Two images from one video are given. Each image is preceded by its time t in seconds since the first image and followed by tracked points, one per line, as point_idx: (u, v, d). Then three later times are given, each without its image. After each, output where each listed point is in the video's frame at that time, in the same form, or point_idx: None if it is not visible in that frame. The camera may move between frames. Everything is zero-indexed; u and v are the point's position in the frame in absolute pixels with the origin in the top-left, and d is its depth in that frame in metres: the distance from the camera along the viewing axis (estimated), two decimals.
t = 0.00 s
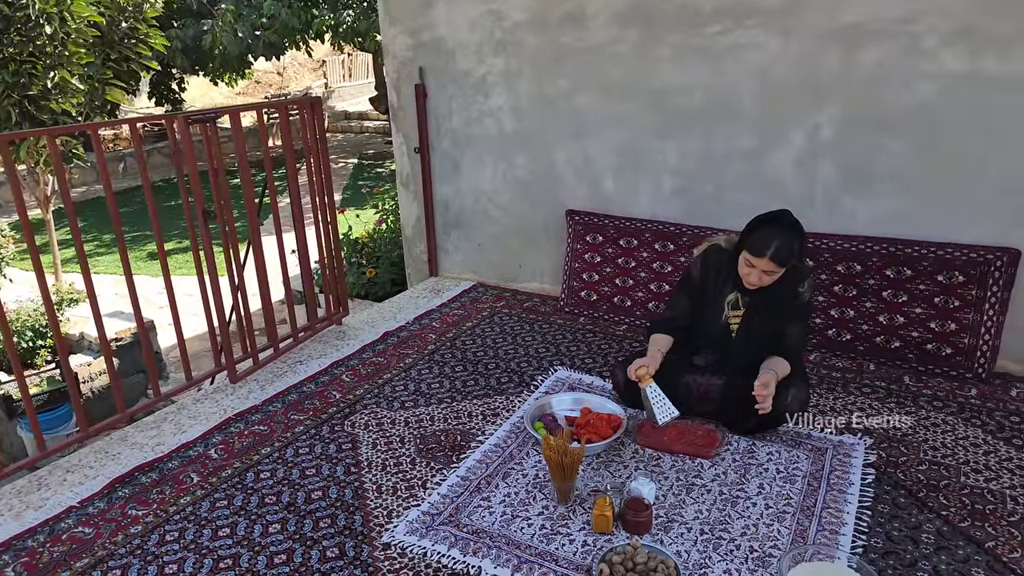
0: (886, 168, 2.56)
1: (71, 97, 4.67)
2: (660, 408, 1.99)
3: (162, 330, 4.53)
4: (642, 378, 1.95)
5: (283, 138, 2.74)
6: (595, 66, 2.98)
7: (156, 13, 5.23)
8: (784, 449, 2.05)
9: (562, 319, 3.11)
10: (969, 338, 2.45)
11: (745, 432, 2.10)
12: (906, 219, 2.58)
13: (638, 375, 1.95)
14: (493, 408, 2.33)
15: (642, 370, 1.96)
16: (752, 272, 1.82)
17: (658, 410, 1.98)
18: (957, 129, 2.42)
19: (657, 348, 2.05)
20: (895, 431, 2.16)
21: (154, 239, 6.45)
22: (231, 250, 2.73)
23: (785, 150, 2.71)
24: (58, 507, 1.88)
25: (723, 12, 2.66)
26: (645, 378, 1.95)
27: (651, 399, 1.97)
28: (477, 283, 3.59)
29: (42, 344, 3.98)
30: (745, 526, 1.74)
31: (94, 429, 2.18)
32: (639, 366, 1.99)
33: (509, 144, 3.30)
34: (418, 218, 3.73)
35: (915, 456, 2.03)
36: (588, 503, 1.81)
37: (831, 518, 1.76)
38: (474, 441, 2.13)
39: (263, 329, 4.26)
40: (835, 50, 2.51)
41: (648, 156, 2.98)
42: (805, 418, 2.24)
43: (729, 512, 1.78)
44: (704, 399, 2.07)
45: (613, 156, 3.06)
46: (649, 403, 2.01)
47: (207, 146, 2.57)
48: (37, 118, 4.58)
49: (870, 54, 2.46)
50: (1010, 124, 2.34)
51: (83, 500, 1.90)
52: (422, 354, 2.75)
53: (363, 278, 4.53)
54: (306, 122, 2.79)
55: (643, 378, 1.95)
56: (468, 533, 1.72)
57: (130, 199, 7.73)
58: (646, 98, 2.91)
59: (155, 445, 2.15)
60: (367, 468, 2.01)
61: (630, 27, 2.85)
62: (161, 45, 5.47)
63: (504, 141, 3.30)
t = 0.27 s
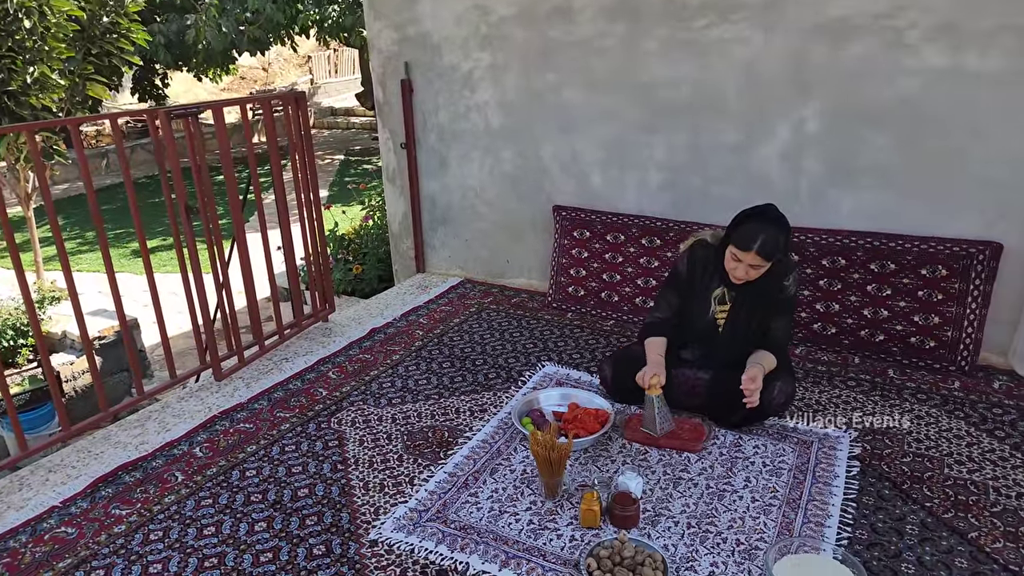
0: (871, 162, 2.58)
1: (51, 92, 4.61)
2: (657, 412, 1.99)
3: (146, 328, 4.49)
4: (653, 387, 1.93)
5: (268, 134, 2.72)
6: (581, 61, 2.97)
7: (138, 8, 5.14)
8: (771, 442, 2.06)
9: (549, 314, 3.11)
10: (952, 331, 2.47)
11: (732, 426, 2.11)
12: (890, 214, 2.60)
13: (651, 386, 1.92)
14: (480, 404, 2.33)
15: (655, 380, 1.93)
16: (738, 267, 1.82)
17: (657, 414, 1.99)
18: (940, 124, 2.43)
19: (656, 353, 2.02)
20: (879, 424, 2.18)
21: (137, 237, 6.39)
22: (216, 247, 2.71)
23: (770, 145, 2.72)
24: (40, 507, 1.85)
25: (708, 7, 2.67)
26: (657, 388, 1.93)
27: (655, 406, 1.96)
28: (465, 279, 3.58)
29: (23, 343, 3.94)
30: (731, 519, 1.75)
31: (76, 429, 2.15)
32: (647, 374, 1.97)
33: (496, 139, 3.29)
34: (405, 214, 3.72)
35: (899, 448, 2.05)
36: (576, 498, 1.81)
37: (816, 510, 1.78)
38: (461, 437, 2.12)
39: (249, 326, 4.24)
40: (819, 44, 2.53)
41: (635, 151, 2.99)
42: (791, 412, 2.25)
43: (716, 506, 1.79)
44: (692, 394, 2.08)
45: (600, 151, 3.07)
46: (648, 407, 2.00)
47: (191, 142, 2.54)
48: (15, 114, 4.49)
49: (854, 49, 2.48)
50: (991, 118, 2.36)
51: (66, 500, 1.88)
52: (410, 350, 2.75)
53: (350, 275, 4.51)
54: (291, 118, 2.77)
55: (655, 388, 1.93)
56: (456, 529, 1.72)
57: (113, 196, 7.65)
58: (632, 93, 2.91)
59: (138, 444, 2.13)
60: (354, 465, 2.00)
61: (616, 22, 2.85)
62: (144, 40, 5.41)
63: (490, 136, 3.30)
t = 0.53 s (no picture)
0: (859, 157, 2.59)
1: (37, 89, 4.56)
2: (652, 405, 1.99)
3: (135, 327, 4.46)
4: (653, 381, 1.92)
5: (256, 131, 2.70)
6: (571, 57, 2.97)
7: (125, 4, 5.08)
8: (761, 437, 2.07)
9: (541, 310, 3.11)
10: (940, 325, 2.49)
11: (722, 420, 2.12)
12: (879, 209, 2.61)
13: (652, 380, 1.92)
14: (472, 400, 2.32)
15: (655, 374, 1.92)
16: (729, 262, 1.83)
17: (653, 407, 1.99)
18: (928, 119, 2.44)
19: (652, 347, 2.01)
20: (870, 417, 2.19)
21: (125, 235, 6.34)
22: (204, 245, 2.69)
23: (759, 140, 2.72)
24: (27, 507, 1.84)
25: (697, 3, 2.67)
26: (657, 382, 1.93)
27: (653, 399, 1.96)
28: (455, 276, 3.58)
29: (10, 342, 3.90)
30: (722, 513, 1.75)
31: (64, 428, 2.13)
32: (648, 366, 1.95)
33: (486, 136, 3.28)
34: (395, 210, 3.71)
35: (888, 442, 2.06)
36: (567, 493, 1.81)
37: (806, 503, 1.79)
38: (453, 434, 2.12)
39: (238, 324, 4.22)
40: (807, 40, 2.53)
41: (625, 147, 2.99)
42: (781, 406, 2.26)
43: (707, 500, 1.80)
44: (683, 389, 2.09)
45: (590, 147, 3.06)
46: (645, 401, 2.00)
47: (178, 140, 2.53)
48: None
49: (842, 44, 2.48)
50: (978, 113, 2.37)
51: (54, 499, 1.87)
52: (401, 347, 2.74)
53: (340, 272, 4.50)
54: (279, 114, 2.75)
55: (655, 383, 1.93)
56: (448, 526, 1.72)
57: (100, 194, 7.59)
58: (622, 89, 2.91)
59: (127, 443, 2.12)
60: (345, 462, 2.00)
61: (605, 18, 2.85)
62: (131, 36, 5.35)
63: (480, 133, 3.29)
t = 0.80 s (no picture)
0: (849, 153, 2.60)
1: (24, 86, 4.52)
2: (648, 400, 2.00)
3: (124, 326, 4.44)
4: (649, 376, 1.92)
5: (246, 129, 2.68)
6: (562, 54, 2.97)
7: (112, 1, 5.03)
8: (753, 432, 2.07)
9: (533, 307, 3.11)
10: (930, 320, 2.50)
11: (714, 415, 2.13)
12: (869, 204, 2.62)
13: (649, 375, 1.92)
14: (464, 397, 2.32)
15: (652, 369, 1.93)
16: (719, 258, 1.83)
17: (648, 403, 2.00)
18: (917, 115, 2.45)
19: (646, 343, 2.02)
20: (860, 412, 2.20)
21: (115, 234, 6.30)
22: (194, 244, 2.67)
23: (750, 136, 2.73)
24: (16, 508, 1.83)
25: None
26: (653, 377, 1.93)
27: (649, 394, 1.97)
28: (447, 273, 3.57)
29: None
30: (714, 508, 1.76)
31: (52, 428, 2.12)
32: (645, 361, 1.96)
33: (477, 132, 3.28)
34: (387, 208, 3.70)
35: (879, 436, 2.07)
36: (560, 489, 1.81)
37: (798, 498, 1.79)
38: (445, 431, 2.12)
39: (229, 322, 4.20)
40: (797, 36, 2.54)
41: (616, 143, 2.99)
42: (773, 401, 2.27)
43: (699, 495, 1.80)
44: (675, 385, 2.09)
45: (581, 144, 3.06)
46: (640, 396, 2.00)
47: (167, 138, 2.51)
48: None
49: (832, 40, 2.49)
50: (967, 109, 2.38)
51: (42, 500, 1.86)
52: (393, 344, 2.74)
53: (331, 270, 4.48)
54: (269, 112, 2.73)
55: (652, 377, 1.93)
56: (440, 523, 1.72)
57: (89, 192, 7.54)
58: (613, 85, 2.91)
59: (116, 443, 2.11)
60: (337, 460, 1.99)
61: (596, 14, 2.85)
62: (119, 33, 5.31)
63: (471, 130, 3.28)
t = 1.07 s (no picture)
0: (841, 148, 2.60)
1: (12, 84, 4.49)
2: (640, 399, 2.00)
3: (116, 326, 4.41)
4: (644, 379, 1.92)
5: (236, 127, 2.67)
6: (553, 50, 2.96)
7: None
8: (746, 427, 2.08)
9: (526, 304, 3.11)
10: (922, 314, 2.52)
11: (707, 411, 2.13)
12: (860, 199, 2.63)
13: (643, 375, 1.92)
14: (458, 395, 2.32)
15: (647, 372, 1.92)
16: (709, 254, 1.83)
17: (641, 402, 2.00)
18: (908, 110, 2.46)
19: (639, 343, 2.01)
20: (853, 406, 2.21)
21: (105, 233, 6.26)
22: (185, 243, 2.66)
23: (741, 132, 2.73)
24: (6, 509, 1.82)
25: None
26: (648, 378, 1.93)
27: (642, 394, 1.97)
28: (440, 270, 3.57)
29: None
30: (708, 503, 1.76)
31: (42, 429, 2.11)
32: (639, 363, 1.94)
33: (469, 129, 3.27)
34: (379, 205, 3.69)
35: (872, 430, 2.08)
36: (554, 486, 1.81)
37: (791, 492, 1.80)
38: (439, 429, 2.12)
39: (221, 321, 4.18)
40: (788, 32, 2.54)
41: (608, 140, 2.99)
42: (766, 397, 2.27)
43: (693, 491, 1.80)
44: (668, 382, 2.09)
45: (574, 140, 3.06)
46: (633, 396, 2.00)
47: (158, 137, 2.49)
48: None
49: (823, 36, 2.49)
50: (958, 104, 2.39)
51: (33, 501, 1.85)
52: (386, 342, 2.73)
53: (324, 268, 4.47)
54: (260, 109, 2.72)
55: (646, 378, 1.93)
56: (434, 521, 1.71)
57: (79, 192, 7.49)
58: (605, 82, 2.91)
59: (108, 443, 2.10)
60: (330, 459, 1.99)
61: (588, 10, 2.84)
62: (108, 31, 5.27)
63: (464, 127, 3.28)
